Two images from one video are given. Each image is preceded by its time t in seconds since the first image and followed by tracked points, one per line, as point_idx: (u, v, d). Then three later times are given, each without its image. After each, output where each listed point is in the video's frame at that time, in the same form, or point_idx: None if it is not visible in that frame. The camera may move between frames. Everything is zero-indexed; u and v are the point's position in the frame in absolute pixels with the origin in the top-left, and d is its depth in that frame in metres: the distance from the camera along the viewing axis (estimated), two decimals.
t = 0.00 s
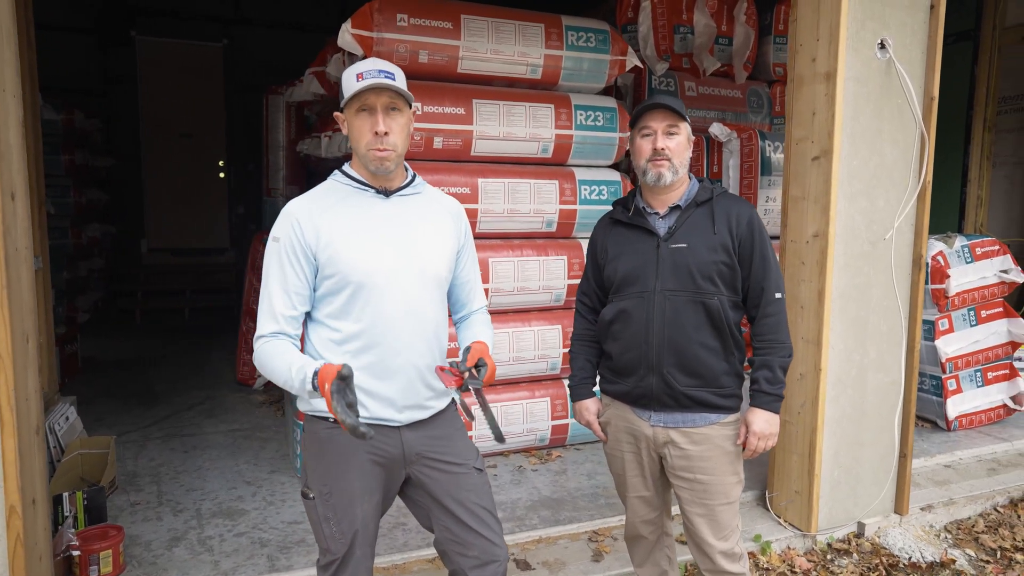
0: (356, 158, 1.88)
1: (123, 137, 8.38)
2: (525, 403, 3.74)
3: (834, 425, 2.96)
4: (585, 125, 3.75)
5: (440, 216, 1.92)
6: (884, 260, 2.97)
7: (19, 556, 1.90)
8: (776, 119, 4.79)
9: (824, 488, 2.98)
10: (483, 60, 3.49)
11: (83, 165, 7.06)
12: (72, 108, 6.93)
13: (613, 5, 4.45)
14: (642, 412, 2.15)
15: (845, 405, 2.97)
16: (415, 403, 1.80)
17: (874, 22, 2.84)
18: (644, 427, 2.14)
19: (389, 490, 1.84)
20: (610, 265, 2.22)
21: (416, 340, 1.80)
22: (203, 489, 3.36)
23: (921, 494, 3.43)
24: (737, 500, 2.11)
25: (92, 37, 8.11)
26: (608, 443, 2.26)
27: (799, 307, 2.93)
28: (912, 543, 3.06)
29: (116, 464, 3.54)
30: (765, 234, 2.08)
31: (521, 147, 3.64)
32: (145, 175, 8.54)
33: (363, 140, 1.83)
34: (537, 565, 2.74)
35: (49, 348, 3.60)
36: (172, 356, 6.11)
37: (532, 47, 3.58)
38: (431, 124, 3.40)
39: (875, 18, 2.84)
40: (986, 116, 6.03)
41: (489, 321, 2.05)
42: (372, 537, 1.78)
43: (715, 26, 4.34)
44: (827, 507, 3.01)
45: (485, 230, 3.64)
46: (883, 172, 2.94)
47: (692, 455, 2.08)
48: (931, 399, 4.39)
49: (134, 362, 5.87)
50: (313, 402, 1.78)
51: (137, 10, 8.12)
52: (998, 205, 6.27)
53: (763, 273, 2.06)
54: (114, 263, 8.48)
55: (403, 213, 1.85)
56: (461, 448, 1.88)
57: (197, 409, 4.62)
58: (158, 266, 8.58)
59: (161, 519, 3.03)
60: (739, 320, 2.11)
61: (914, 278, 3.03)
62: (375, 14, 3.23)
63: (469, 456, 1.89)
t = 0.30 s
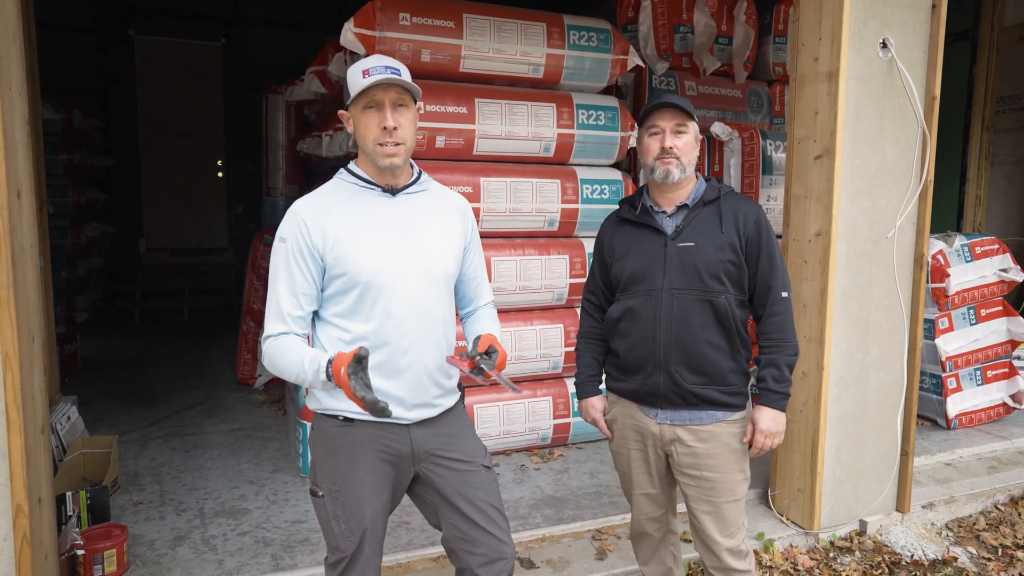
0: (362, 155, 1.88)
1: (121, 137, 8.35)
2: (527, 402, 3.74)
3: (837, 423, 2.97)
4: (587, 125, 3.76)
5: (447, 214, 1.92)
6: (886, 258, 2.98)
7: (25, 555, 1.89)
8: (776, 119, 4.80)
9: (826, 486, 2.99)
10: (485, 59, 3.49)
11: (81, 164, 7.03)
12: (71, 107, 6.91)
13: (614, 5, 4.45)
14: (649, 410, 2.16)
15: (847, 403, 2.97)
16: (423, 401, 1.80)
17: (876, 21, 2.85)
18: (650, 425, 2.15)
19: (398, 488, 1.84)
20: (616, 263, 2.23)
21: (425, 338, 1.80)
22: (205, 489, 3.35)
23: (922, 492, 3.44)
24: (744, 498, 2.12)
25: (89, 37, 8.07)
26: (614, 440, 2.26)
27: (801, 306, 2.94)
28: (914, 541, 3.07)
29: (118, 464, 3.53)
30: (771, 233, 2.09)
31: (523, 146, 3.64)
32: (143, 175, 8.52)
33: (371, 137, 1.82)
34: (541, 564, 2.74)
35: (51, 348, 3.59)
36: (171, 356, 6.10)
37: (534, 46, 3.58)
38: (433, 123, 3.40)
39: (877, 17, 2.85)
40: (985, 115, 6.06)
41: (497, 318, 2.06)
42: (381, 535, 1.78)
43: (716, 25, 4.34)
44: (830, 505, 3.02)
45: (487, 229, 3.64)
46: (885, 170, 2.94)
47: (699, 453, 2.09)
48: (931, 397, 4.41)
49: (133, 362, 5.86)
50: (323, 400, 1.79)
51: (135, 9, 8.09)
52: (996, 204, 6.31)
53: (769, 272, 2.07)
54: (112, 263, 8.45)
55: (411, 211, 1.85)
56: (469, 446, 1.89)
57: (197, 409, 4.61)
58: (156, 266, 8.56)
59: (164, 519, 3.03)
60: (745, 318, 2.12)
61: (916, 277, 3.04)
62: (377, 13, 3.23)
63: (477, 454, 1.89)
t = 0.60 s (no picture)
0: (366, 154, 1.88)
1: (118, 136, 8.31)
2: (528, 402, 3.75)
3: (838, 421, 2.98)
4: (588, 124, 3.76)
5: (452, 213, 1.92)
6: (887, 257, 2.99)
7: (30, 554, 1.89)
8: (776, 118, 4.81)
9: (828, 484, 3.00)
10: (486, 59, 3.49)
11: (79, 164, 7.00)
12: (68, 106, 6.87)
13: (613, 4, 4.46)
14: (654, 408, 2.17)
15: (848, 402, 2.99)
16: (430, 399, 1.80)
17: (877, 20, 2.86)
18: (655, 422, 2.16)
19: (405, 487, 1.84)
20: (622, 262, 2.24)
21: (431, 337, 1.81)
22: (207, 488, 3.35)
23: (922, 490, 3.46)
24: (748, 495, 2.12)
25: (86, 35, 8.03)
26: (619, 438, 2.27)
27: (802, 304, 2.95)
28: (915, 539, 3.08)
29: (118, 463, 3.52)
30: (776, 232, 2.10)
31: (524, 145, 3.64)
32: (140, 175, 8.49)
33: (376, 136, 1.82)
34: (544, 562, 2.74)
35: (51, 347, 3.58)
36: (170, 356, 6.09)
37: (535, 45, 3.59)
38: (434, 122, 3.40)
39: (878, 16, 2.86)
40: (982, 115, 6.09)
41: (503, 316, 2.06)
42: (387, 534, 1.79)
43: (715, 25, 4.35)
44: (831, 504, 3.03)
45: (488, 228, 3.65)
46: (885, 169, 2.95)
47: (705, 450, 2.09)
48: (930, 396, 4.43)
49: (132, 362, 5.84)
50: (329, 399, 1.79)
51: (132, 8, 8.07)
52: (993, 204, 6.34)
53: (774, 271, 2.07)
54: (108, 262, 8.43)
55: (417, 210, 1.85)
56: (475, 444, 1.89)
57: (197, 408, 4.60)
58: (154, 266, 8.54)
59: (166, 518, 3.02)
60: (750, 316, 2.13)
61: (917, 275, 3.05)
62: (379, 12, 3.23)
63: (483, 452, 1.90)
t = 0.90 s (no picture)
0: (373, 156, 1.88)
1: (116, 136, 8.31)
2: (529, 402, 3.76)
3: (838, 421, 3.00)
4: (589, 125, 3.77)
5: (457, 214, 1.93)
6: (887, 257, 3.01)
7: (37, 554, 1.89)
8: (776, 120, 4.78)
9: (828, 484, 3.02)
10: (487, 60, 3.50)
11: (77, 164, 6.98)
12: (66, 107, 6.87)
13: (613, 6, 4.47)
14: (658, 408, 2.18)
15: (849, 401, 3.00)
16: (436, 399, 1.82)
17: (878, 22, 2.87)
18: (659, 422, 2.17)
19: (411, 486, 1.86)
20: (626, 263, 2.25)
21: (438, 338, 1.82)
22: (209, 489, 3.36)
23: (921, 489, 3.48)
24: (751, 494, 2.14)
25: (84, 35, 8.02)
26: (622, 437, 2.28)
27: (803, 305, 2.96)
28: (915, 538, 3.10)
29: (120, 464, 3.53)
30: (779, 233, 2.11)
31: (525, 146, 3.65)
32: (138, 175, 8.48)
33: (386, 137, 1.83)
34: (547, 562, 2.75)
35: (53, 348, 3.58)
36: (169, 357, 6.09)
37: (536, 47, 3.60)
38: (436, 123, 3.41)
39: (878, 18, 2.87)
40: (979, 116, 6.13)
41: (501, 317, 2.09)
42: (395, 533, 1.80)
43: (714, 26, 4.38)
44: (831, 503, 3.05)
45: (490, 229, 3.66)
46: (885, 170, 2.97)
47: (708, 449, 2.11)
48: (929, 395, 4.45)
49: (131, 362, 5.84)
50: (336, 401, 1.79)
51: (131, 8, 8.06)
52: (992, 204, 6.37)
53: (777, 272, 2.09)
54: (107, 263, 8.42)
55: (423, 212, 1.86)
56: (481, 443, 1.90)
57: (198, 409, 4.60)
58: (152, 266, 8.53)
59: (169, 519, 3.03)
60: (753, 317, 2.14)
61: (916, 276, 3.07)
62: (381, 13, 3.23)
63: (488, 450, 1.91)
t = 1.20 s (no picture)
0: (381, 156, 1.87)
1: (114, 137, 8.31)
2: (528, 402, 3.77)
3: (836, 420, 3.02)
4: (587, 126, 3.79)
5: (456, 216, 1.95)
6: (883, 258, 3.04)
7: (41, 554, 1.91)
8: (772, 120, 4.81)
9: (826, 482, 3.04)
10: (486, 62, 3.51)
11: (75, 165, 6.98)
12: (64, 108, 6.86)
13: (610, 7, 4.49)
14: (657, 407, 2.20)
15: (846, 401, 3.03)
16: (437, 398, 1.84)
17: (874, 24, 2.90)
18: (658, 421, 2.19)
19: (413, 485, 1.87)
20: (626, 264, 2.27)
21: (439, 339, 1.84)
22: (210, 489, 3.37)
23: (918, 488, 3.50)
24: (749, 493, 2.16)
25: (81, 35, 8.01)
26: (621, 437, 2.30)
27: (801, 305, 2.98)
28: (911, 536, 3.12)
29: (121, 465, 3.53)
30: (777, 234, 2.13)
31: (524, 147, 3.67)
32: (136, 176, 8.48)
33: (401, 139, 1.83)
34: (547, 561, 2.77)
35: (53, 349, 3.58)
36: (168, 357, 6.10)
37: (535, 48, 3.61)
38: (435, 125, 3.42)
39: (875, 20, 2.90)
40: (975, 116, 6.17)
41: (499, 316, 2.10)
42: (397, 532, 1.82)
43: (711, 28, 4.40)
44: (829, 502, 3.07)
45: (489, 229, 3.67)
46: (882, 171, 2.99)
47: (706, 448, 2.13)
48: (925, 395, 4.48)
49: (130, 363, 5.84)
50: (340, 403, 1.80)
51: (128, 9, 8.06)
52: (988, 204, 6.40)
53: (775, 273, 2.11)
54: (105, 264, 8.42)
55: (425, 214, 1.87)
56: (480, 442, 1.92)
57: (197, 410, 4.61)
58: (150, 267, 8.53)
59: (170, 520, 3.04)
60: (751, 318, 2.16)
61: (912, 276, 3.09)
62: (380, 15, 3.25)
63: (488, 449, 1.92)
